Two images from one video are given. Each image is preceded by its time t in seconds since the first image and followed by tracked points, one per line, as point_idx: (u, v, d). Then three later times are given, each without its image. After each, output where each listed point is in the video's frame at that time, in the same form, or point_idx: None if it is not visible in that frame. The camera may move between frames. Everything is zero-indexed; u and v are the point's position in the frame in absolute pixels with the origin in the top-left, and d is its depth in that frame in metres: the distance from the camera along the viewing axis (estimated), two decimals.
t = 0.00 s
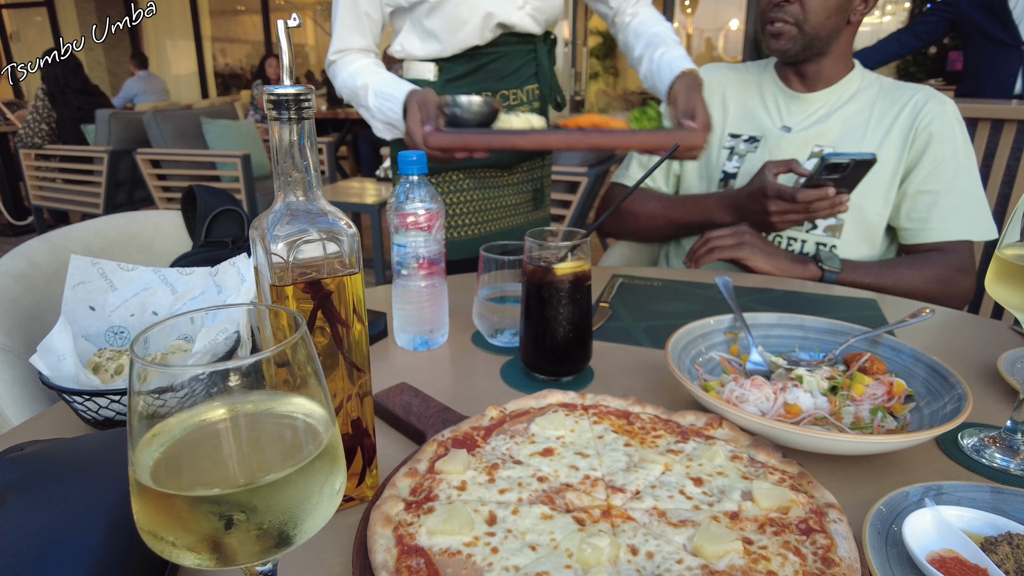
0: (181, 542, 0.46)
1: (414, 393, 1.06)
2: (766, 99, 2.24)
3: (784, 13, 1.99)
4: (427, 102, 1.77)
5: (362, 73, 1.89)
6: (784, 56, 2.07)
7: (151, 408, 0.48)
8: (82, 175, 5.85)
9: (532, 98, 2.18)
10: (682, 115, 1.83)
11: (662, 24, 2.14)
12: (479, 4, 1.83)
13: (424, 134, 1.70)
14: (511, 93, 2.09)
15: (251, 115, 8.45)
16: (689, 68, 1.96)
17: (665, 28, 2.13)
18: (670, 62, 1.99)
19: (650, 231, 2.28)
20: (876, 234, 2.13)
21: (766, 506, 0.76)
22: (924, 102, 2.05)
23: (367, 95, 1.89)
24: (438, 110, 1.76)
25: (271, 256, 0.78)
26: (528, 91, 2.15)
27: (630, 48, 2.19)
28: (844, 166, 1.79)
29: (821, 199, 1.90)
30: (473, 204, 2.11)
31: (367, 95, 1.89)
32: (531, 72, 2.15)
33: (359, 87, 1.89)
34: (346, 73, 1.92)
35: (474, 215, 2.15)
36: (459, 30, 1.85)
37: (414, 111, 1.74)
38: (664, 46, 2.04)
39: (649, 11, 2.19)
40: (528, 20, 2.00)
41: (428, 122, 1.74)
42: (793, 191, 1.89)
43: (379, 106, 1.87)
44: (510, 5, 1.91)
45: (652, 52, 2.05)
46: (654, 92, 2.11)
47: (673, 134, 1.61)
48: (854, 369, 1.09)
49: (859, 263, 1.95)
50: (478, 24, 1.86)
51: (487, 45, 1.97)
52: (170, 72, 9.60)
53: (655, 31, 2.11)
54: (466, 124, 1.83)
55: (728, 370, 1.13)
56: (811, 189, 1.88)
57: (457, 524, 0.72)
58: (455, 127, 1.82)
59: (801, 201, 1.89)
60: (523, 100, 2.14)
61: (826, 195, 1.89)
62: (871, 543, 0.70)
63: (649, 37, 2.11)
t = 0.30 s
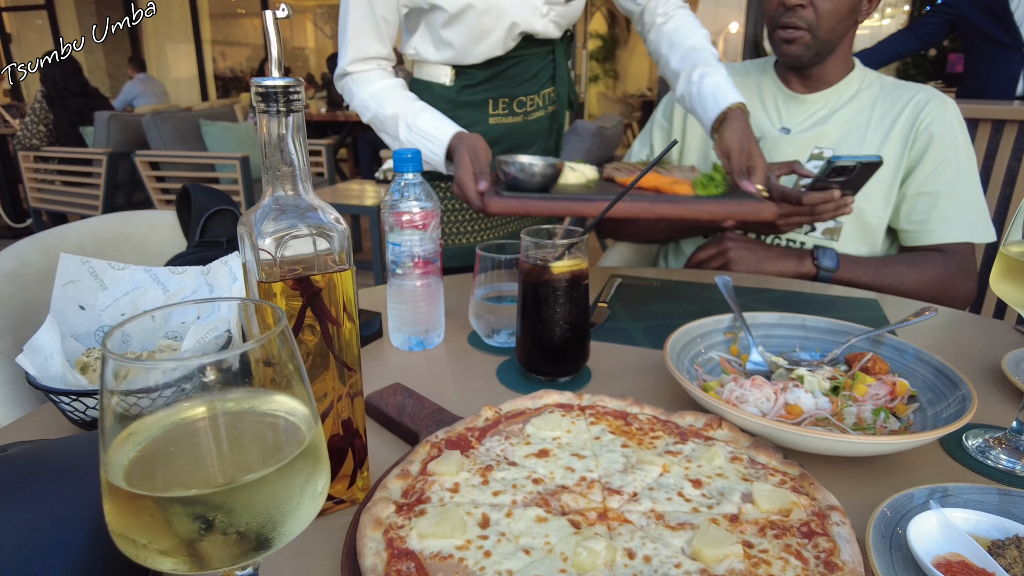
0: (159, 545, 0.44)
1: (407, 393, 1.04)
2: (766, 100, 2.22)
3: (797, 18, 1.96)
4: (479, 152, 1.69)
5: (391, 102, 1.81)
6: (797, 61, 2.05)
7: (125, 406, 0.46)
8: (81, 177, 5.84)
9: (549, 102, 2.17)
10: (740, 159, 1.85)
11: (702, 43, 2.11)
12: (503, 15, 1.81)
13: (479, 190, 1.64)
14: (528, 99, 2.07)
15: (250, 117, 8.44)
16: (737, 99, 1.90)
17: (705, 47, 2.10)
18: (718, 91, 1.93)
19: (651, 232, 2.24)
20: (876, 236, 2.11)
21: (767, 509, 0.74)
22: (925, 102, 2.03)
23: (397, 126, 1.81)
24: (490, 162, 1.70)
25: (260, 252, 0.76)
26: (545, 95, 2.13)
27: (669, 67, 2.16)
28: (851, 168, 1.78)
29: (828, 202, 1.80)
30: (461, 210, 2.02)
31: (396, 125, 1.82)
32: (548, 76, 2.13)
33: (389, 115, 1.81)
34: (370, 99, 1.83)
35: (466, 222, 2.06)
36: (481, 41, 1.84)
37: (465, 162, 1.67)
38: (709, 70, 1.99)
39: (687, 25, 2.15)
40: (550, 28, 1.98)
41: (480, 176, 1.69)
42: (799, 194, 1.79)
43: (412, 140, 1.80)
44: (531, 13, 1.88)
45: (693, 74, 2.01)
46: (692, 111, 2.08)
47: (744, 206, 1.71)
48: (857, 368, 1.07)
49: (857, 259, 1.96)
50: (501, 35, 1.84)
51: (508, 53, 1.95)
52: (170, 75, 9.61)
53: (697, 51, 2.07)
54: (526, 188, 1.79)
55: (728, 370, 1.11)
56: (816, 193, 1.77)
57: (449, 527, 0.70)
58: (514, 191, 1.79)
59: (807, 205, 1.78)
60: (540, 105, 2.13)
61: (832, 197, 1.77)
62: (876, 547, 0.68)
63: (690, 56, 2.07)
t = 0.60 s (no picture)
0: (132, 541, 0.43)
1: (399, 390, 1.03)
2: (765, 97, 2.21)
3: (810, 16, 1.93)
4: (518, 176, 1.63)
5: (417, 118, 1.68)
6: (807, 58, 2.03)
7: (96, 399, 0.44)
8: (79, 175, 5.82)
9: (553, 102, 2.15)
10: (793, 188, 1.69)
11: (739, 49, 1.93)
12: (512, 18, 1.75)
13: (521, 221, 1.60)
14: (534, 100, 2.05)
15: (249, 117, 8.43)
16: (785, 122, 1.75)
17: (743, 55, 1.92)
18: (765, 111, 1.77)
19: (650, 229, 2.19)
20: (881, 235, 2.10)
21: (762, 506, 0.73)
22: (925, 99, 2.02)
23: (424, 143, 1.70)
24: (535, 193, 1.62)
25: (245, 245, 0.75)
26: (549, 95, 2.11)
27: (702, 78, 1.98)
28: (851, 161, 1.80)
29: (828, 195, 1.78)
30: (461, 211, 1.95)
31: (424, 143, 1.70)
32: (554, 76, 2.12)
33: (415, 131, 1.69)
34: (391, 112, 1.67)
35: (465, 221, 2.00)
36: (489, 44, 1.78)
37: (505, 188, 1.61)
38: (753, 85, 1.83)
39: (722, 28, 1.96)
40: (559, 30, 1.93)
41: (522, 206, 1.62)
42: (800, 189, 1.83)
43: (443, 158, 1.70)
44: (542, 16, 1.82)
45: (732, 89, 1.85)
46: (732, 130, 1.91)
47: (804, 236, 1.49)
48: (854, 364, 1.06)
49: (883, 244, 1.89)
50: (509, 38, 1.78)
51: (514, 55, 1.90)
52: (169, 75, 9.60)
53: (736, 63, 1.90)
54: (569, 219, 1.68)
55: (724, 366, 1.10)
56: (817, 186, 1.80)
57: (437, 524, 0.69)
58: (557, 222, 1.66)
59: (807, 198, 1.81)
60: (544, 106, 2.10)
61: (832, 192, 1.77)
62: (873, 545, 0.67)
63: (727, 68, 1.91)
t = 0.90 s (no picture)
0: (103, 537, 0.42)
1: (391, 388, 1.02)
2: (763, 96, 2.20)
3: (824, 10, 1.90)
4: (544, 190, 1.59)
5: (435, 129, 1.66)
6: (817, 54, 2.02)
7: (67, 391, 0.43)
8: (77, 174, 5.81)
9: (552, 101, 2.13)
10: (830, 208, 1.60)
11: (769, 53, 1.79)
12: (512, 21, 1.72)
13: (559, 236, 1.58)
14: (533, 100, 2.03)
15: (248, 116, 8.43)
16: (824, 137, 1.66)
17: (774, 59, 1.78)
18: (803, 126, 1.68)
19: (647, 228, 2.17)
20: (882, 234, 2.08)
21: (756, 503, 0.72)
22: (925, 97, 2.01)
23: (444, 153, 1.69)
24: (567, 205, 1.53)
25: (230, 239, 0.73)
26: (549, 95, 2.09)
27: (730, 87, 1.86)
28: (861, 162, 1.72)
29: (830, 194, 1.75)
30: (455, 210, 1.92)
31: (443, 154, 1.69)
32: (554, 76, 2.09)
33: (434, 142, 1.67)
34: (406, 122, 1.65)
35: (461, 221, 1.98)
36: (488, 47, 1.75)
37: (532, 204, 1.58)
38: (789, 96, 1.73)
39: (749, 30, 1.80)
40: (560, 33, 1.92)
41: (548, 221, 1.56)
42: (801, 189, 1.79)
43: (465, 169, 1.68)
44: (543, 18, 1.80)
45: (764, 99, 1.77)
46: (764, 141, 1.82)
47: (836, 264, 1.35)
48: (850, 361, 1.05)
49: (888, 242, 1.88)
50: (509, 41, 1.76)
51: (513, 57, 1.88)
52: (168, 74, 9.58)
53: (768, 70, 1.77)
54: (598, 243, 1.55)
55: (719, 363, 1.09)
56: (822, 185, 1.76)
57: (426, 522, 0.68)
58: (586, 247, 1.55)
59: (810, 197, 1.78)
60: (544, 106, 2.08)
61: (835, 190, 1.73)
62: (868, 543, 0.66)
63: (758, 76, 1.78)
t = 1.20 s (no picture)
0: (73, 540, 0.41)
1: (381, 388, 1.02)
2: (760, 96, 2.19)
3: (824, 20, 1.89)
4: (561, 199, 1.57)
5: (450, 132, 1.66)
6: (818, 60, 2.01)
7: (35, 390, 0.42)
8: (75, 174, 5.80)
9: (550, 102, 2.08)
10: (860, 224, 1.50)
11: (793, 58, 1.62)
12: (507, 25, 1.69)
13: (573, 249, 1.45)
14: (529, 103, 1.98)
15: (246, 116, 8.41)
16: (855, 149, 1.53)
17: (799, 65, 1.62)
18: (832, 138, 1.54)
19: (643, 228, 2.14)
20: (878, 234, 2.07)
21: (747, 504, 0.71)
22: (923, 96, 2.00)
23: (458, 157, 1.69)
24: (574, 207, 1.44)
25: (215, 236, 0.72)
26: (546, 96, 2.04)
27: (751, 97, 1.71)
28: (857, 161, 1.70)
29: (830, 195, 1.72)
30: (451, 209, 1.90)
31: (457, 157, 1.69)
32: (551, 77, 2.03)
33: (448, 146, 1.67)
34: (419, 125, 1.66)
35: (455, 220, 1.96)
36: (482, 49, 1.73)
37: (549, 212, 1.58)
38: (816, 105, 1.59)
39: (770, 33, 1.62)
40: (557, 36, 1.88)
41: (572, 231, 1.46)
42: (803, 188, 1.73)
43: (479, 172, 1.69)
44: (540, 23, 1.76)
45: (788, 110, 1.62)
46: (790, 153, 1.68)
47: (858, 290, 1.23)
48: (845, 360, 1.04)
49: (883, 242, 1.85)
50: (504, 45, 1.73)
51: (509, 58, 1.84)
52: (166, 75, 9.56)
53: (792, 78, 1.61)
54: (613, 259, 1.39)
55: (712, 362, 1.08)
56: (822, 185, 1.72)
57: (412, 523, 0.67)
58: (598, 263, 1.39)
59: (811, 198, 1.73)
60: (541, 107, 2.03)
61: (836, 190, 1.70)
62: (861, 545, 0.65)
63: (781, 85, 1.63)
